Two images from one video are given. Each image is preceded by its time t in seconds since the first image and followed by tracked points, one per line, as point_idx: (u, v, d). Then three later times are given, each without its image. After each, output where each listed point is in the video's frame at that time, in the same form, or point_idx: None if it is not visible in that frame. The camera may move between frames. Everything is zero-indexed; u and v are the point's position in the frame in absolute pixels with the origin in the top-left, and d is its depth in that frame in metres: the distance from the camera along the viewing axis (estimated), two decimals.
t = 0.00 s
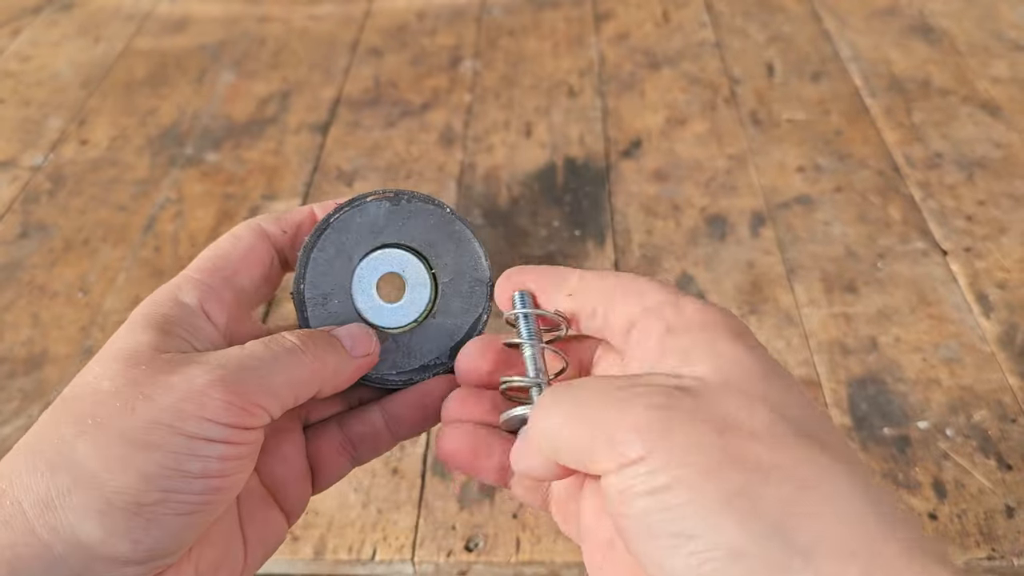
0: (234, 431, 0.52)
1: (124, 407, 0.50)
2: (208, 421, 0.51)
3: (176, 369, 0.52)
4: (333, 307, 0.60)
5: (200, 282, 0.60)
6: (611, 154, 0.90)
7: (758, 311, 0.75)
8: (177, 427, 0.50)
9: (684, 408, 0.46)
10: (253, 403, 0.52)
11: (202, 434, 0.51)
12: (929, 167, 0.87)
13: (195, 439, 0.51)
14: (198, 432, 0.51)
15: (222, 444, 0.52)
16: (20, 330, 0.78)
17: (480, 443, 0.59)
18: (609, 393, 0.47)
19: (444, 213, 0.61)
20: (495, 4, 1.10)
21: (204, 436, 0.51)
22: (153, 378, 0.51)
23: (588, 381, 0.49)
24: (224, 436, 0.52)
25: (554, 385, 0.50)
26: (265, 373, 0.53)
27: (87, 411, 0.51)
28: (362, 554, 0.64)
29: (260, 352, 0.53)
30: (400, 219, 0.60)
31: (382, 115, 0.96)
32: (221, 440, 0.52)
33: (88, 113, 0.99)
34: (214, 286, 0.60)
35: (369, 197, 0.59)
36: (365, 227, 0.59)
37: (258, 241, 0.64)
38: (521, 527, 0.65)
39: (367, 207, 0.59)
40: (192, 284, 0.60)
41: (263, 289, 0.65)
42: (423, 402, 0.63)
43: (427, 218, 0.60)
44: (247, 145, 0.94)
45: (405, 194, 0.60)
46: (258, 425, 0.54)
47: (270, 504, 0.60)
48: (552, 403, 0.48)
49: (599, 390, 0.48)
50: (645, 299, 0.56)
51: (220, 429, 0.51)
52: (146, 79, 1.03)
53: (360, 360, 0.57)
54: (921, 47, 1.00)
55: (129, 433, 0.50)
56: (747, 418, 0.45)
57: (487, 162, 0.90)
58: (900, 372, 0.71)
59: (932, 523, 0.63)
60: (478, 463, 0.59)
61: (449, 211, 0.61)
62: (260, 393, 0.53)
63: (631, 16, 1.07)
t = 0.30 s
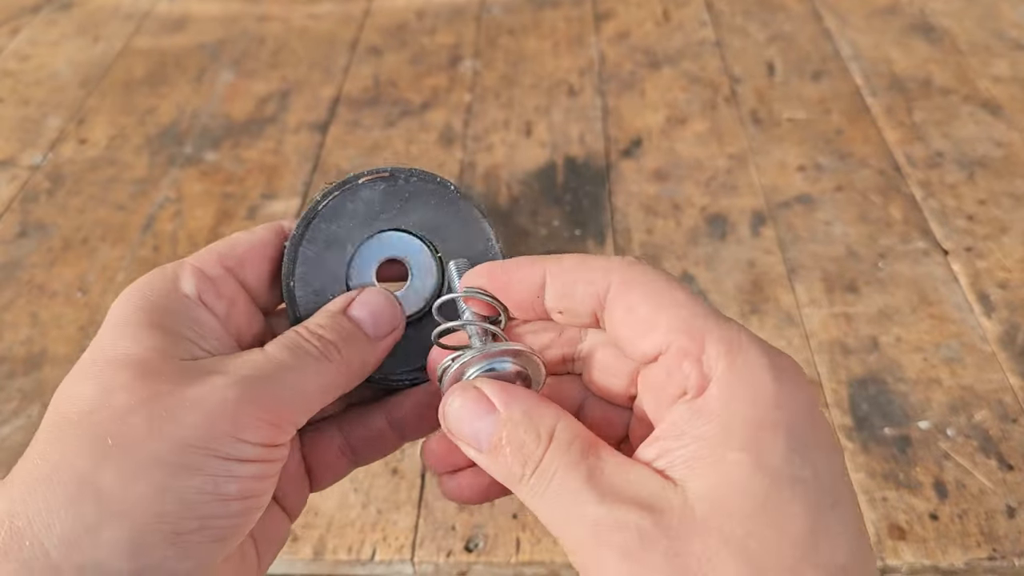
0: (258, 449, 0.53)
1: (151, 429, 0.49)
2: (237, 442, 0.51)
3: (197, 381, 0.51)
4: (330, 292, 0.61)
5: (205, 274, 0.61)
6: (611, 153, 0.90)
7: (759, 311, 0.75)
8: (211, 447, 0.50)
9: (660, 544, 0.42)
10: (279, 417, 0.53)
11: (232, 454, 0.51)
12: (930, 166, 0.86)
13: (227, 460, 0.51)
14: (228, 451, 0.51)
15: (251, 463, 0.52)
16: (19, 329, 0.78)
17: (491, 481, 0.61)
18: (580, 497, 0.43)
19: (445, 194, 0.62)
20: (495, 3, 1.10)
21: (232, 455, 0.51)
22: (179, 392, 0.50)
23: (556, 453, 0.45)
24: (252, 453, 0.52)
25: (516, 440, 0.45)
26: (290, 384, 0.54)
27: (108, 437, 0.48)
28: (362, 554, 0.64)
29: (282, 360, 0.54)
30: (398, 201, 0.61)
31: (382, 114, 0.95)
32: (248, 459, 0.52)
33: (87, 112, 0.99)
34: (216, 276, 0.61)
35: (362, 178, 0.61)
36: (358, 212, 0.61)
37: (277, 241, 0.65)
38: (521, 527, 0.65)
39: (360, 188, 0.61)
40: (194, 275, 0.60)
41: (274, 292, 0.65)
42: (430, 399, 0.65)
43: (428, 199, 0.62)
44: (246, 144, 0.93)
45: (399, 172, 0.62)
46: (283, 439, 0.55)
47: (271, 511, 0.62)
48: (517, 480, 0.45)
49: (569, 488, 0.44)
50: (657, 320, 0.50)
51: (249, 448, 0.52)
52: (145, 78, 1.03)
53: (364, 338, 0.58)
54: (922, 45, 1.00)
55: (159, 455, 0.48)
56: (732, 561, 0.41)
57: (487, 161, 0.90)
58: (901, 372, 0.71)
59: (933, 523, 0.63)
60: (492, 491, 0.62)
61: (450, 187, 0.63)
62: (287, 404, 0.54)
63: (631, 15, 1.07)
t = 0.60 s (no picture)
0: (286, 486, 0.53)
1: (171, 473, 0.49)
2: (261, 482, 0.51)
3: (217, 420, 0.51)
4: (341, 315, 0.61)
5: (220, 307, 0.60)
6: (611, 152, 0.90)
7: (759, 310, 0.75)
8: (235, 489, 0.50)
9: (673, 531, 0.41)
10: (304, 453, 0.54)
11: (258, 495, 0.51)
12: (930, 166, 0.86)
13: (252, 500, 0.51)
14: (252, 493, 0.51)
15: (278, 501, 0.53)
16: (18, 329, 0.78)
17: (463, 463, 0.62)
18: (589, 487, 0.43)
19: (467, 208, 0.60)
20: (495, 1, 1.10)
21: (258, 496, 0.51)
22: (198, 434, 0.50)
23: (561, 440, 0.45)
24: (279, 491, 0.53)
25: (520, 426, 0.45)
26: (313, 419, 0.54)
27: (129, 484, 0.48)
28: (362, 555, 0.64)
29: (303, 397, 0.54)
30: (420, 223, 0.59)
31: (382, 113, 0.95)
32: (275, 496, 0.53)
33: (86, 111, 0.99)
34: (231, 309, 0.60)
35: (384, 202, 0.58)
36: (380, 234, 0.58)
37: (297, 274, 0.63)
38: (522, 528, 0.65)
39: (381, 212, 0.58)
40: (209, 309, 0.59)
41: (296, 326, 0.64)
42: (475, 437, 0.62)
43: (450, 216, 0.60)
44: (246, 144, 0.93)
45: (420, 192, 0.58)
46: (310, 476, 0.55)
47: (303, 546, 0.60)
48: (520, 468, 0.45)
49: (576, 476, 0.44)
50: (652, 319, 0.52)
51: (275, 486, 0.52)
52: (144, 77, 1.03)
53: (385, 363, 0.58)
54: (922, 44, 1.00)
55: (182, 502, 0.49)
56: (746, 544, 0.41)
57: (487, 160, 0.89)
58: (902, 372, 0.71)
59: (934, 523, 0.63)
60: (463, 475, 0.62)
61: (474, 204, 0.60)
62: (310, 441, 0.54)
63: (631, 14, 1.07)
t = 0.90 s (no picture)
0: (234, 456, 0.51)
1: (111, 429, 0.50)
2: (201, 449, 0.50)
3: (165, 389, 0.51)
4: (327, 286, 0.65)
5: (219, 292, 0.60)
6: (611, 152, 0.90)
7: (760, 310, 0.75)
8: (169, 451, 0.49)
9: (707, 553, 0.40)
10: (258, 424, 0.52)
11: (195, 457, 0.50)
12: (931, 165, 0.86)
13: (190, 464, 0.50)
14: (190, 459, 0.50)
15: (226, 471, 0.51)
16: (17, 328, 0.78)
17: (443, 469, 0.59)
18: (618, 494, 0.42)
19: (463, 177, 0.58)
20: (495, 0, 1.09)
21: (196, 463, 0.50)
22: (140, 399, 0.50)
23: (585, 446, 0.42)
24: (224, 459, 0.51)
25: (539, 428, 0.42)
26: (274, 392, 0.53)
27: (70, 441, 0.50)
28: (361, 555, 0.64)
29: (265, 372, 0.53)
30: (416, 194, 0.58)
31: (381, 113, 0.95)
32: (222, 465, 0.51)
33: (85, 111, 0.99)
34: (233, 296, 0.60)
35: (378, 175, 0.57)
36: (376, 208, 0.57)
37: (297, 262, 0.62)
38: (522, 528, 0.65)
39: (376, 186, 0.57)
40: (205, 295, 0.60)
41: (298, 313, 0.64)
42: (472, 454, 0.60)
43: (447, 186, 0.58)
44: (245, 143, 0.93)
45: (413, 163, 0.57)
46: (264, 446, 0.53)
47: (299, 541, 0.60)
48: (532, 474, 0.42)
49: (598, 484, 0.42)
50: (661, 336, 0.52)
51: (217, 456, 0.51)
52: (144, 76, 1.03)
53: (371, 355, 0.56)
54: (923, 43, 1.00)
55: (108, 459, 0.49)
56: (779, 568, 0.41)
57: (487, 159, 0.89)
58: (903, 372, 0.71)
59: (934, 523, 0.63)
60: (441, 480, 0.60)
61: (468, 172, 0.58)
62: (264, 412, 0.52)
63: (632, 13, 1.07)
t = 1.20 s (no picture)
0: (255, 461, 0.52)
1: (128, 441, 0.49)
2: (223, 456, 0.50)
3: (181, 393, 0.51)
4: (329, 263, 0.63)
5: (210, 285, 0.61)
6: (611, 151, 0.89)
7: (760, 309, 0.75)
8: (193, 460, 0.49)
9: (699, 523, 0.40)
10: (275, 427, 0.52)
11: (217, 466, 0.50)
12: (932, 164, 0.86)
13: (213, 473, 0.50)
14: (212, 467, 0.50)
15: (249, 476, 0.52)
16: (17, 328, 0.78)
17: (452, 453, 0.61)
18: (612, 461, 0.42)
19: (467, 158, 0.57)
20: None
21: (219, 471, 0.50)
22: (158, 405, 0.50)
23: (583, 412, 0.43)
24: (244, 465, 0.51)
25: (540, 391, 0.43)
26: (287, 393, 0.53)
27: (85, 452, 0.48)
28: (361, 555, 0.64)
29: (279, 369, 0.53)
30: (418, 176, 0.56)
31: (381, 112, 0.95)
32: (244, 472, 0.51)
33: (85, 110, 0.99)
34: (223, 287, 0.61)
35: (377, 158, 0.55)
36: (377, 190, 0.56)
37: (289, 246, 0.63)
38: (522, 528, 0.64)
39: (376, 169, 0.55)
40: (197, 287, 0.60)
41: (293, 300, 0.65)
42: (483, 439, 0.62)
43: (449, 169, 0.57)
44: (245, 142, 0.93)
45: (416, 146, 0.56)
46: (282, 449, 0.54)
47: (308, 531, 0.60)
48: (531, 435, 0.43)
49: (595, 446, 0.42)
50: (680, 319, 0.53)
51: (240, 462, 0.51)
52: (144, 76, 1.03)
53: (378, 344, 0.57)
54: (923, 43, 0.99)
55: (127, 470, 0.48)
56: (771, 542, 0.40)
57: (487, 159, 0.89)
58: (903, 372, 0.71)
59: (935, 523, 0.62)
60: (445, 467, 0.62)
61: (471, 153, 0.57)
62: (279, 414, 0.52)
63: (632, 12, 1.06)
